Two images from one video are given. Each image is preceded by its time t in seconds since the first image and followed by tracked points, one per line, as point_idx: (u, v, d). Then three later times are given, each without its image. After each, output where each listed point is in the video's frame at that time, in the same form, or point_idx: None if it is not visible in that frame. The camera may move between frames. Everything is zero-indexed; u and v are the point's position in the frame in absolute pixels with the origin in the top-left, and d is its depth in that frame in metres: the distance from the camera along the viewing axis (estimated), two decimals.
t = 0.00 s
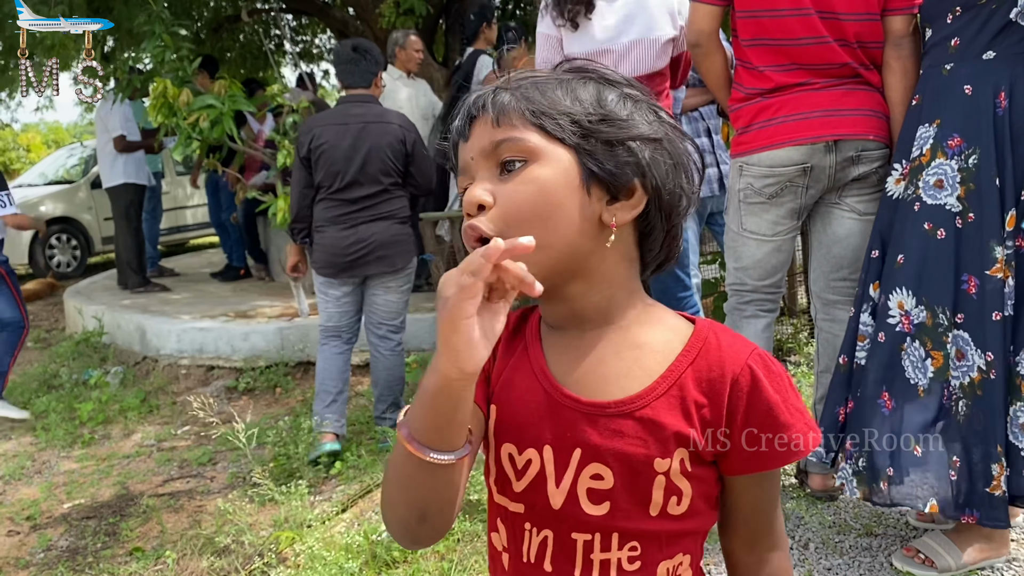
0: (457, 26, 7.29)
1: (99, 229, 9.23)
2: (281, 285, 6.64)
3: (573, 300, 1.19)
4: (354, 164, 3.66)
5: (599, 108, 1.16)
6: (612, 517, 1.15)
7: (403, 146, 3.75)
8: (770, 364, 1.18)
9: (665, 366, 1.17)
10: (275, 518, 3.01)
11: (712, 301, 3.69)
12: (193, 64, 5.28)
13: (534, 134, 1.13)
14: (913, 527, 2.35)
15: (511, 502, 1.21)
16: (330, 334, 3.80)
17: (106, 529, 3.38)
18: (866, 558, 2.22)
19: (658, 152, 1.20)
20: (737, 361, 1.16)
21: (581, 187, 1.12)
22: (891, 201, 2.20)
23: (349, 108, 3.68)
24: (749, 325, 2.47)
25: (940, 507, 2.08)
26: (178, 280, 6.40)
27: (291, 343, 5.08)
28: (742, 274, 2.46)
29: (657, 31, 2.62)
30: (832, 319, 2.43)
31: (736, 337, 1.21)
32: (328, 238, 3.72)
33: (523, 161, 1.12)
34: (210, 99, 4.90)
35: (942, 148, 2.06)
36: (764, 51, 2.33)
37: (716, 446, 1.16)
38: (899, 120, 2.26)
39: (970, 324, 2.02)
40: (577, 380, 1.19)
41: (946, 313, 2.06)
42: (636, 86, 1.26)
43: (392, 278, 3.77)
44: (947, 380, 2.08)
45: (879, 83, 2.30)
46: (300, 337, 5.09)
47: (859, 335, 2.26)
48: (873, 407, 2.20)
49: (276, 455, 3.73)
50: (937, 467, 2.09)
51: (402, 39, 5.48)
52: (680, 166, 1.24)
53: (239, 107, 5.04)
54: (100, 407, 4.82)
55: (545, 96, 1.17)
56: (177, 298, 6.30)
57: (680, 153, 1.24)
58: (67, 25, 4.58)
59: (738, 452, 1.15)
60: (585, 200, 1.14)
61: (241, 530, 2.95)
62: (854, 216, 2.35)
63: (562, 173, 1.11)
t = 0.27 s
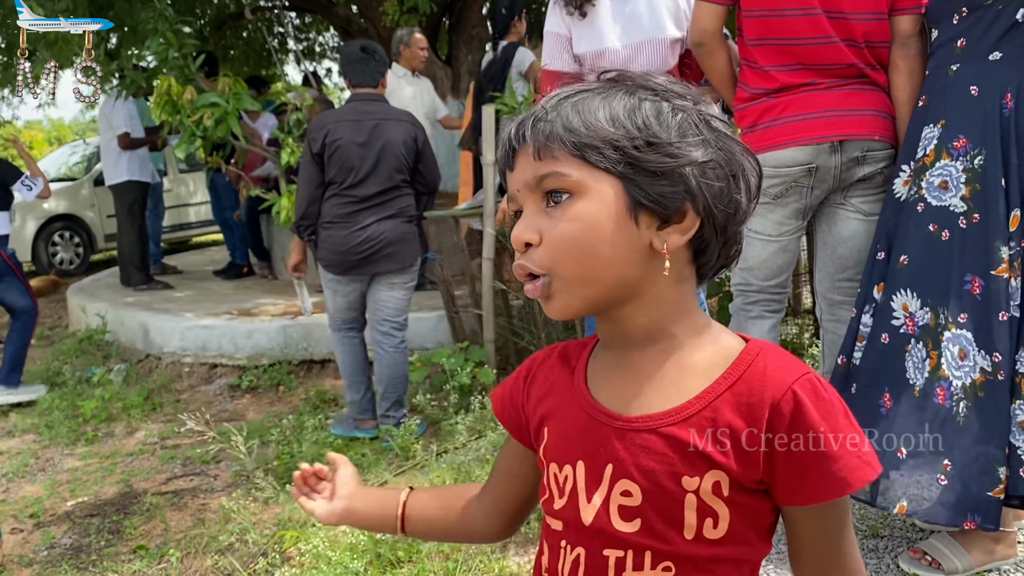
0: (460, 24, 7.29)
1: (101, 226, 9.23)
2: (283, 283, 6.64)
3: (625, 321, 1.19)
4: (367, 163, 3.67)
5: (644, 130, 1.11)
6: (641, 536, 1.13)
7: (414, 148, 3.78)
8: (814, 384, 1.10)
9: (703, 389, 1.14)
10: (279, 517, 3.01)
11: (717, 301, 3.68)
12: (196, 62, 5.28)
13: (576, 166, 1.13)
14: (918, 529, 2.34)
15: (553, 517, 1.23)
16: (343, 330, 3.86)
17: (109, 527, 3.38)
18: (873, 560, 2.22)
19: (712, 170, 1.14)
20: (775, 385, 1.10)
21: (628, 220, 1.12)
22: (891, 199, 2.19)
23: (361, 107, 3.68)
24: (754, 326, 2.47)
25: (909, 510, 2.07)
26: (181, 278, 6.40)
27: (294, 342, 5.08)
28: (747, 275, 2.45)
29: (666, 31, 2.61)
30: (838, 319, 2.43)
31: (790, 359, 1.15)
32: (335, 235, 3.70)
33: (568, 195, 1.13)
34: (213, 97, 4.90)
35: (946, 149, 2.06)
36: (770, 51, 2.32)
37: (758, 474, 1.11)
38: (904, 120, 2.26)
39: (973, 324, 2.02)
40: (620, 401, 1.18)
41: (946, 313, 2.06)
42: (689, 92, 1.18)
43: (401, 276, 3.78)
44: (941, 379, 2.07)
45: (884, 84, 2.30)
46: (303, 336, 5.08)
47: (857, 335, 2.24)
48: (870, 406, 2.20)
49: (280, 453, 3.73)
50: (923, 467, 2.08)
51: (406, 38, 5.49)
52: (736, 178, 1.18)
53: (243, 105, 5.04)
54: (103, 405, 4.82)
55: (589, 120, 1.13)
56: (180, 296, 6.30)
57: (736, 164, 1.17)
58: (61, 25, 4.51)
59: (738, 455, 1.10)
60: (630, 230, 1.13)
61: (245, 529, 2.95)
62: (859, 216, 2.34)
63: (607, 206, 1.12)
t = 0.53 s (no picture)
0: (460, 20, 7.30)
1: (100, 221, 9.22)
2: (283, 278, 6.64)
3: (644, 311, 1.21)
4: (358, 159, 3.67)
5: (612, 128, 1.09)
6: (620, 510, 1.20)
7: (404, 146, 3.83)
8: (751, 402, 1.00)
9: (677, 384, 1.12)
10: (279, 511, 3.01)
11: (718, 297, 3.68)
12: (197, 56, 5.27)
13: (567, 161, 1.17)
14: (919, 524, 2.35)
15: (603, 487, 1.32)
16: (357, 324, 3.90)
17: (109, 521, 3.39)
18: (873, 555, 2.22)
19: (673, 174, 1.05)
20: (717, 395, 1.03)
21: (605, 215, 1.13)
22: (902, 198, 2.17)
23: (351, 103, 3.69)
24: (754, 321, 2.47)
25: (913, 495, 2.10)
26: (181, 274, 6.41)
27: (294, 337, 5.06)
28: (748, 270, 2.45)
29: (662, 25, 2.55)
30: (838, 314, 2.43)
31: (764, 373, 1.04)
32: (333, 230, 3.70)
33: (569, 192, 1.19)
34: (213, 91, 4.89)
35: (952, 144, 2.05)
36: (770, 46, 2.31)
37: (702, 482, 1.06)
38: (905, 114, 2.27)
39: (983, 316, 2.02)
40: (637, 390, 1.22)
41: (952, 307, 2.06)
42: (696, 80, 1.09)
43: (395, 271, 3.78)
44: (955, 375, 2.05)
45: (884, 78, 2.29)
46: (303, 331, 5.07)
47: (862, 331, 2.25)
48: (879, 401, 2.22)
49: (281, 448, 3.73)
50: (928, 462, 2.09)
51: (407, 33, 5.48)
52: (727, 182, 1.05)
53: (243, 100, 5.03)
54: (102, 399, 4.81)
55: (578, 118, 1.15)
56: (180, 291, 6.30)
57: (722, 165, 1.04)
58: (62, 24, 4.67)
59: (694, 451, 1.05)
60: (602, 223, 1.14)
61: (244, 523, 2.95)
62: (859, 211, 2.34)
63: (588, 202, 1.14)
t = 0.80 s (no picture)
0: (451, 19, 7.30)
1: (89, 218, 9.17)
2: (273, 277, 6.61)
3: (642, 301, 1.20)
4: (342, 157, 3.69)
5: (592, 119, 1.09)
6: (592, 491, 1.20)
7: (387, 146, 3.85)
8: (681, 391, 1.00)
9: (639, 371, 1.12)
10: (269, 511, 3.00)
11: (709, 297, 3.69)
12: (187, 54, 5.24)
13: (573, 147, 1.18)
14: (909, 524, 2.35)
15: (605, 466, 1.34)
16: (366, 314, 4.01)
17: (97, 521, 3.36)
18: (864, 555, 2.22)
19: (623, 174, 1.04)
20: (659, 375, 1.04)
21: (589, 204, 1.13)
22: (897, 199, 2.17)
23: (332, 100, 3.69)
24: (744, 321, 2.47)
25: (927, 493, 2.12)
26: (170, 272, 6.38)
27: (284, 336, 5.04)
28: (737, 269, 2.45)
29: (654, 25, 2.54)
30: (827, 315, 2.42)
31: (712, 366, 1.02)
32: (322, 227, 3.69)
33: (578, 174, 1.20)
34: (203, 89, 4.86)
35: (943, 144, 2.05)
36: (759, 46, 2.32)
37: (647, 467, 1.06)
38: (893, 115, 2.25)
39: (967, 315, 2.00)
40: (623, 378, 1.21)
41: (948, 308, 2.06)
42: (666, 74, 1.05)
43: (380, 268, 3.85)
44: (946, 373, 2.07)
45: (872, 79, 2.30)
46: (293, 330, 5.05)
47: (863, 337, 2.26)
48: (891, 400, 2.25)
49: (271, 448, 3.71)
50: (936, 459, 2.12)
51: (398, 31, 5.48)
52: (677, 186, 1.01)
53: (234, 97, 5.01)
54: (91, 399, 4.78)
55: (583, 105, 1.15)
56: (169, 289, 6.27)
57: (669, 168, 1.01)
58: (60, 26, 4.79)
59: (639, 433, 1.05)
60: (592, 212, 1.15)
61: (234, 524, 2.93)
62: (848, 211, 2.35)
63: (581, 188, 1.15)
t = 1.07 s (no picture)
0: (438, 13, 7.26)
1: (74, 214, 9.08)
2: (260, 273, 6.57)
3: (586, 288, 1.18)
4: (334, 152, 3.67)
5: (535, 112, 1.05)
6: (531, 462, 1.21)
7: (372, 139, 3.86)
8: (631, 380, 0.99)
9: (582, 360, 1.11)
10: (254, 510, 2.96)
11: (698, 294, 3.67)
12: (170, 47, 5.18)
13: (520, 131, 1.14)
14: (900, 523, 2.33)
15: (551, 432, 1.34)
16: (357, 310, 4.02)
17: (80, 521, 3.32)
18: (855, 554, 2.21)
19: (557, 173, 1.01)
20: (610, 359, 1.03)
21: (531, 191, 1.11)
22: (890, 197, 2.17)
23: (320, 95, 3.65)
24: (732, 318, 2.44)
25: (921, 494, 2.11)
26: (155, 268, 6.32)
27: (270, 332, 4.99)
28: (725, 267, 2.42)
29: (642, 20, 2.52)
30: (815, 312, 2.41)
31: (659, 353, 1.03)
32: (318, 220, 3.66)
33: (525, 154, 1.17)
34: (188, 83, 4.79)
35: (927, 141, 2.04)
36: (742, 42, 2.30)
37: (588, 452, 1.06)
38: (880, 107, 2.24)
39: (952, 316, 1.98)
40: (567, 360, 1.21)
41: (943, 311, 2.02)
42: (608, 76, 1.00)
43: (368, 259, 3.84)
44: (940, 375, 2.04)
45: (856, 72, 2.30)
46: (279, 326, 5.00)
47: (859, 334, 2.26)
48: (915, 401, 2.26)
49: (256, 445, 3.67)
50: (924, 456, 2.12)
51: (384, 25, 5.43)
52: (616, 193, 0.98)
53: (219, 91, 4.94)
54: (75, 396, 4.73)
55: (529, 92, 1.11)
56: (154, 285, 6.21)
57: (607, 176, 0.97)
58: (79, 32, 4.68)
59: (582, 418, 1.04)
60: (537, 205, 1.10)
61: (218, 523, 2.89)
62: (834, 207, 2.33)
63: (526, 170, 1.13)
